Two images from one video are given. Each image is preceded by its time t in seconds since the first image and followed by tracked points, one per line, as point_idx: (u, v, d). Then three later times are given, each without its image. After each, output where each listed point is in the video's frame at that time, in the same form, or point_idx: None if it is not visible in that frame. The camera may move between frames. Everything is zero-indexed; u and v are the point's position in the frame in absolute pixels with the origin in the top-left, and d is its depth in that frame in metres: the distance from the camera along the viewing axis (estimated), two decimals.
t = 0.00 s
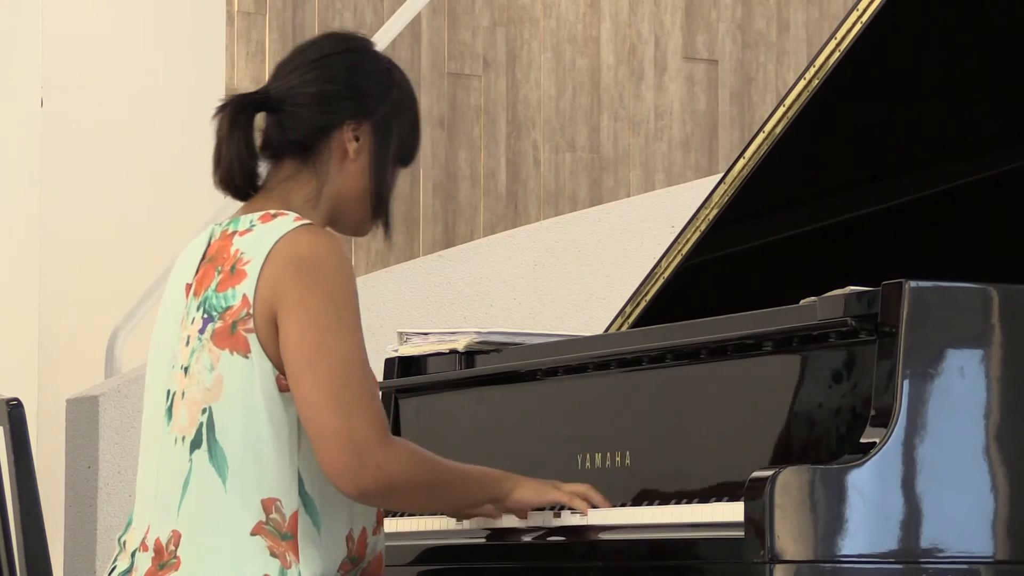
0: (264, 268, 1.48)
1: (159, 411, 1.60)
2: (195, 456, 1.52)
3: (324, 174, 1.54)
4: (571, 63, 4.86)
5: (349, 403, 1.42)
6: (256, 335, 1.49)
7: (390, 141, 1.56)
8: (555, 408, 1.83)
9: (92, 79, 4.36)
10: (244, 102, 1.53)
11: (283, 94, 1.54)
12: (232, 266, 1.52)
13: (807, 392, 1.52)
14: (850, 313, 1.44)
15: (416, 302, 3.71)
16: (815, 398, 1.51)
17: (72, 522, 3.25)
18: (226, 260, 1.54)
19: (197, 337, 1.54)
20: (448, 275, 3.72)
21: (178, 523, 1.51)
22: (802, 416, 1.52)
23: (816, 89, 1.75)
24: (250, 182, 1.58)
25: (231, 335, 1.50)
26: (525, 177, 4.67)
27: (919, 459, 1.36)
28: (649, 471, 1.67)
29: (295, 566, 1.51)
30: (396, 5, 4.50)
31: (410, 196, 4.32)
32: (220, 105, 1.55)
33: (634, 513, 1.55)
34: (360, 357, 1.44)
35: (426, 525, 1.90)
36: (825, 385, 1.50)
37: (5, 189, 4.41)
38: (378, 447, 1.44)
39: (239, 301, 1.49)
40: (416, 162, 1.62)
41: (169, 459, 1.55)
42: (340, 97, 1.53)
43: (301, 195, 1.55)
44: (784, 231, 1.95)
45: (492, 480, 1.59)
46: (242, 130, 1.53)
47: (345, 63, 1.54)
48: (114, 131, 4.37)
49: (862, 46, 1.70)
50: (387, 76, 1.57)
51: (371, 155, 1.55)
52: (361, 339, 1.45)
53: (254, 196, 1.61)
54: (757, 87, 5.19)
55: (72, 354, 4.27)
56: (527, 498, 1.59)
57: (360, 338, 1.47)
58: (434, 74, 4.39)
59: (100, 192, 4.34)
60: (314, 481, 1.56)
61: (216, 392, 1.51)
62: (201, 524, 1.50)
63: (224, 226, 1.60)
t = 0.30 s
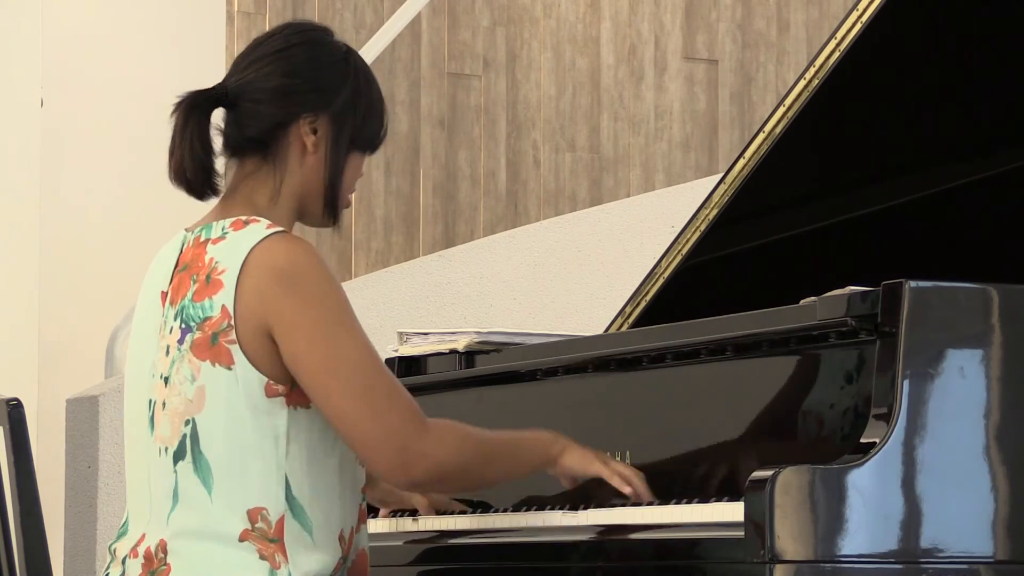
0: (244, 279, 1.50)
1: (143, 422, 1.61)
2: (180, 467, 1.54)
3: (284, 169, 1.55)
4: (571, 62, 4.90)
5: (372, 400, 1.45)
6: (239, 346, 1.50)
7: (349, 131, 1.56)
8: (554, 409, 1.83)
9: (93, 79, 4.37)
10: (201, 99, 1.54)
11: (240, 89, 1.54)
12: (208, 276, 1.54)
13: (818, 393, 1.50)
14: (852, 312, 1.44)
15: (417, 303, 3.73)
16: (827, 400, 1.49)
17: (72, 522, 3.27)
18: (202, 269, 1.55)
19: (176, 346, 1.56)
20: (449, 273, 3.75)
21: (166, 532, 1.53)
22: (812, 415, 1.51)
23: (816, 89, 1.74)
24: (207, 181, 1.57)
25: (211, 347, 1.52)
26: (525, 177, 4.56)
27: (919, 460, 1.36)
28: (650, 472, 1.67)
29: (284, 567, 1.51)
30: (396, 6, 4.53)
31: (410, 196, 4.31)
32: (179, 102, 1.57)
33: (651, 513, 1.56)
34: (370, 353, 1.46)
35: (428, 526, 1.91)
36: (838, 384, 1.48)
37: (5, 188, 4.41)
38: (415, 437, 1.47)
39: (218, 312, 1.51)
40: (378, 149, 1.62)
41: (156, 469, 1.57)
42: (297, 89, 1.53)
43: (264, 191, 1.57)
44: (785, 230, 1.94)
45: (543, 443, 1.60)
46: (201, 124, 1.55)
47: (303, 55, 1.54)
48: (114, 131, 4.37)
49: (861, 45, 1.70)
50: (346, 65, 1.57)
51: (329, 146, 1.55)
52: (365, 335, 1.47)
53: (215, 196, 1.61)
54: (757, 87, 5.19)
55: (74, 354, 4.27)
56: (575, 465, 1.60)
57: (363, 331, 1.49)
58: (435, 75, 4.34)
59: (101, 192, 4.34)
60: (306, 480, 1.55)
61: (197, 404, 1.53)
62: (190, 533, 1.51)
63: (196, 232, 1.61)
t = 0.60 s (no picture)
0: (242, 278, 1.53)
1: (144, 419, 1.64)
2: (180, 461, 1.56)
3: (292, 174, 1.59)
4: (571, 63, 4.87)
5: (332, 419, 1.47)
6: (237, 343, 1.53)
7: (359, 141, 1.60)
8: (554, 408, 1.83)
9: (95, 79, 4.37)
10: (214, 106, 1.59)
11: (253, 96, 1.59)
12: (210, 273, 1.56)
13: (802, 400, 1.52)
14: (850, 313, 1.43)
15: (415, 303, 3.69)
16: (809, 407, 1.51)
17: (72, 522, 3.26)
18: (205, 267, 1.58)
19: (177, 342, 1.58)
20: (448, 275, 3.70)
21: (167, 527, 1.55)
22: (797, 425, 1.52)
23: (816, 89, 1.74)
24: (216, 186, 1.62)
25: (210, 342, 1.54)
26: (525, 176, 4.64)
27: (919, 459, 1.35)
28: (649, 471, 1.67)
29: (287, 562, 1.54)
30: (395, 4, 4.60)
31: (410, 197, 4.28)
32: (192, 109, 1.62)
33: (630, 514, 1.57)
34: (345, 373, 1.49)
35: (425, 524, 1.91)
36: (820, 391, 1.50)
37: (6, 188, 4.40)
38: (367, 463, 1.50)
39: (218, 309, 1.54)
40: (388, 165, 1.65)
41: (157, 465, 1.59)
42: (309, 96, 1.57)
43: (271, 194, 1.60)
44: (784, 230, 1.95)
45: (483, 459, 1.64)
46: (213, 132, 1.59)
47: (317, 65, 1.59)
48: (115, 131, 4.37)
49: (862, 45, 1.69)
50: (359, 77, 1.61)
51: (339, 153, 1.59)
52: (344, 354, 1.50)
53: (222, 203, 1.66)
54: (757, 87, 5.20)
55: (74, 353, 4.26)
56: (518, 478, 1.63)
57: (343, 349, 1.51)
58: (435, 75, 4.32)
59: (101, 192, 4.34)
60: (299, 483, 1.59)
61: (197, 399, 1.55)
62: (190, 529, 1.53)
63: (202, 233, 1.63)
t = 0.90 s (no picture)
0: (254, 277, 1.54)
1: (152, 416, 1.64)
2: (189, 457, 1.57)
3: (314, 180, 1.61)
4: (570, 63, 4.84)
5: (343, 424, 1.49)
6: (247, 342, 1.54)
7: (382, 156, 1.63)
8: (553, 408, 1.83)
9: (93, 79, 4.36)
10: (242, 103, 1.62)
11: (281, 99, 1.62)
12: (222, 271, 1.57)
13: (800, 402, 1.52)
14: (848, 313, 1.43)
15: (416, 304, 3.70)
16: (805, 410, 1.51)
17: (72, 522, 3.26)
18: (217, 264, 1.58)
19: (187, 339, 1.58)
20: (450, 274, 3.72)
21: (174, 524, 1.56)
22: (792, 430, 1.52)
23: (816, 89, 1.74)
24: (237, 183, 1.65)
25: (221, 340, 1.55)
26: (524, 175, 4.66)
27: (918, 458, 1.36)
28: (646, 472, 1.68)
29: (293, 561, 1.56)
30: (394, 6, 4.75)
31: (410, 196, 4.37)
32: (219, 106, 1.64)
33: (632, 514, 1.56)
34: (354, 377, 1.51)
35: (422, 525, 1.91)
36: (814, 395, 1.50)
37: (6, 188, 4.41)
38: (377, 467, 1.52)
39: (229, 306, 1.54)
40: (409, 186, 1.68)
41: (166, 461, 1.60)
42: (335, 105, 1.60)
43: (290, 197, 1.62)
44: (785, 230, 1.95)
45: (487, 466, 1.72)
46: (238, 129, 1.62)
47: (346, 75, 1.62)
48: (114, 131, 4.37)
49: (861, 46, 1.69)
50: (387, 93, 1.64)
51: (361, 164, 1.61)
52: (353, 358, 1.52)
53: (241, 201, 1.68)
54: (757, 87, 5.20)
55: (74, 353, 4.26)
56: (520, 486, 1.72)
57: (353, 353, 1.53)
58: (435, 74, 4.52)
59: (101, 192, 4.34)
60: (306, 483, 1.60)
61: (207, 397, 1.56)
62: (196, 528, 1.54)
63: (214, 231, 1.63)
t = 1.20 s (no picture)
0: (257, 277, 1.54)
1: (152, 419, 1.63)
2: (192, 462, 1.56)
3: (308, 176, 1.61)
4: (570, 63, 4.87)
5: (344, 426, 1.50)
6: (250, 345, 1.54)
7: (374, 147, 1.63)
8: (554, 408, 1.83)
9: (93, 79, 4.36)
10: (232, 100, 1.61)
11: (269, 96, 1.61)
12: (224, 273, 1.57)
13: (803, 401, 1.52)
14: (850, 314, 1.43)
15: (416, 305, 3.71)
16: (811, 407, 1.51)
17: (71, 522, 3.25)
18: (218, 266, 1.58)
19: (189, 342, 1.58)
20: (450, 274, 3.73)
21: (177, 528, 1.56)
22: (799, 425, 1.51)
23: (816, 89, 1.74)
24: (230, 182, 1.64)
25: (223, 343, 1.55)
26: (525, 176, 4.65)
27: (919, 459, 1.35)
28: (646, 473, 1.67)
29: (296, 563, 1.55)
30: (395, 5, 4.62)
31: (410, 196, 4.21)
32: (208, 105, 1.64)
33: (632, 515, 1.55)
34: (356, 381, 1.52)
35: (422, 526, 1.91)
36: (821, 391, 1.50)
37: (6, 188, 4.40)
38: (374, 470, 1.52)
39: (232, 309, 1.54)
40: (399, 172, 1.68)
41: (168, 465, 1.59)
42: (325, 100, 1.60)
43: (285, 194, 1.62)
44: (785, 230, 1.95)
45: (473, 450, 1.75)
46: (229, 127, 1.62)
47: (334, 68, 1.62)
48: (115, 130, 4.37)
49: (861, 46, 1.69)
50: (376, 83, 1.64)
51: (354, 157, 1.62)
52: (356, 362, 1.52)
53: (235, 199, 1.68)
54: (757, 87, 5.20)
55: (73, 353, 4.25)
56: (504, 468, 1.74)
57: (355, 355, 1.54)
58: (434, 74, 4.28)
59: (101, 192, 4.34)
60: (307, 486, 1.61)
61: (209, 401, 1.55)
62: (199, 531, 1.54)
63: (212, 231, 1.63)
